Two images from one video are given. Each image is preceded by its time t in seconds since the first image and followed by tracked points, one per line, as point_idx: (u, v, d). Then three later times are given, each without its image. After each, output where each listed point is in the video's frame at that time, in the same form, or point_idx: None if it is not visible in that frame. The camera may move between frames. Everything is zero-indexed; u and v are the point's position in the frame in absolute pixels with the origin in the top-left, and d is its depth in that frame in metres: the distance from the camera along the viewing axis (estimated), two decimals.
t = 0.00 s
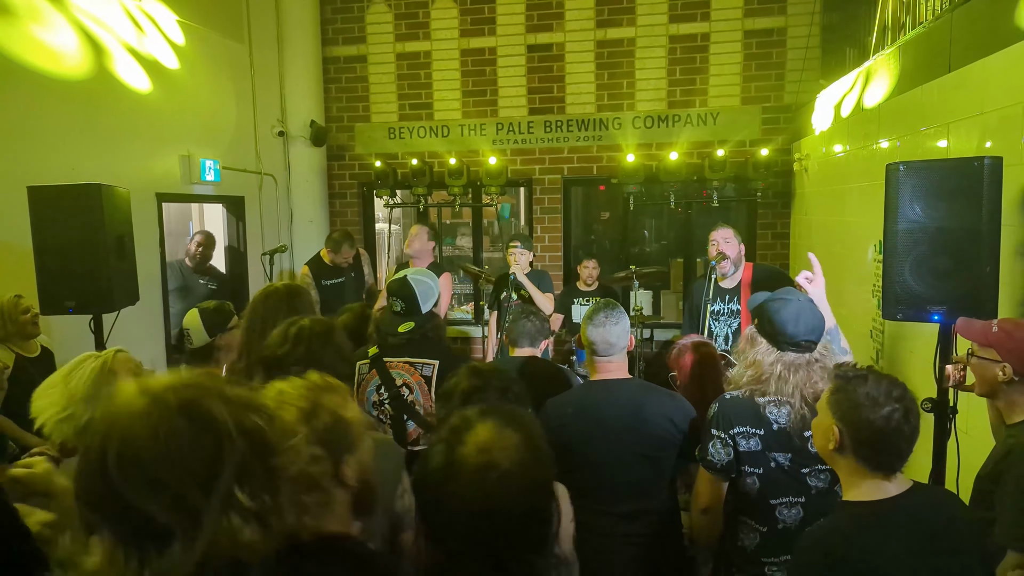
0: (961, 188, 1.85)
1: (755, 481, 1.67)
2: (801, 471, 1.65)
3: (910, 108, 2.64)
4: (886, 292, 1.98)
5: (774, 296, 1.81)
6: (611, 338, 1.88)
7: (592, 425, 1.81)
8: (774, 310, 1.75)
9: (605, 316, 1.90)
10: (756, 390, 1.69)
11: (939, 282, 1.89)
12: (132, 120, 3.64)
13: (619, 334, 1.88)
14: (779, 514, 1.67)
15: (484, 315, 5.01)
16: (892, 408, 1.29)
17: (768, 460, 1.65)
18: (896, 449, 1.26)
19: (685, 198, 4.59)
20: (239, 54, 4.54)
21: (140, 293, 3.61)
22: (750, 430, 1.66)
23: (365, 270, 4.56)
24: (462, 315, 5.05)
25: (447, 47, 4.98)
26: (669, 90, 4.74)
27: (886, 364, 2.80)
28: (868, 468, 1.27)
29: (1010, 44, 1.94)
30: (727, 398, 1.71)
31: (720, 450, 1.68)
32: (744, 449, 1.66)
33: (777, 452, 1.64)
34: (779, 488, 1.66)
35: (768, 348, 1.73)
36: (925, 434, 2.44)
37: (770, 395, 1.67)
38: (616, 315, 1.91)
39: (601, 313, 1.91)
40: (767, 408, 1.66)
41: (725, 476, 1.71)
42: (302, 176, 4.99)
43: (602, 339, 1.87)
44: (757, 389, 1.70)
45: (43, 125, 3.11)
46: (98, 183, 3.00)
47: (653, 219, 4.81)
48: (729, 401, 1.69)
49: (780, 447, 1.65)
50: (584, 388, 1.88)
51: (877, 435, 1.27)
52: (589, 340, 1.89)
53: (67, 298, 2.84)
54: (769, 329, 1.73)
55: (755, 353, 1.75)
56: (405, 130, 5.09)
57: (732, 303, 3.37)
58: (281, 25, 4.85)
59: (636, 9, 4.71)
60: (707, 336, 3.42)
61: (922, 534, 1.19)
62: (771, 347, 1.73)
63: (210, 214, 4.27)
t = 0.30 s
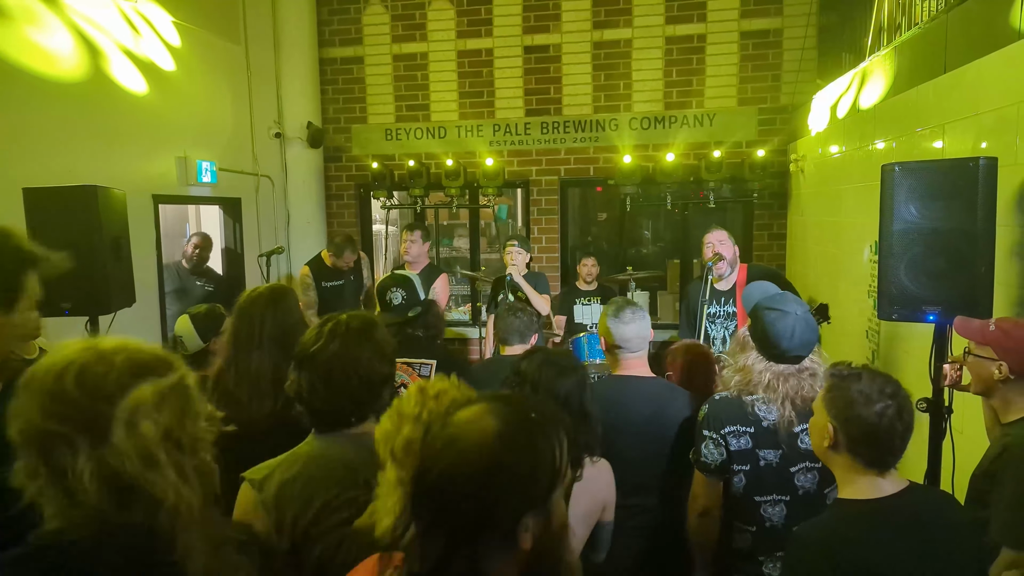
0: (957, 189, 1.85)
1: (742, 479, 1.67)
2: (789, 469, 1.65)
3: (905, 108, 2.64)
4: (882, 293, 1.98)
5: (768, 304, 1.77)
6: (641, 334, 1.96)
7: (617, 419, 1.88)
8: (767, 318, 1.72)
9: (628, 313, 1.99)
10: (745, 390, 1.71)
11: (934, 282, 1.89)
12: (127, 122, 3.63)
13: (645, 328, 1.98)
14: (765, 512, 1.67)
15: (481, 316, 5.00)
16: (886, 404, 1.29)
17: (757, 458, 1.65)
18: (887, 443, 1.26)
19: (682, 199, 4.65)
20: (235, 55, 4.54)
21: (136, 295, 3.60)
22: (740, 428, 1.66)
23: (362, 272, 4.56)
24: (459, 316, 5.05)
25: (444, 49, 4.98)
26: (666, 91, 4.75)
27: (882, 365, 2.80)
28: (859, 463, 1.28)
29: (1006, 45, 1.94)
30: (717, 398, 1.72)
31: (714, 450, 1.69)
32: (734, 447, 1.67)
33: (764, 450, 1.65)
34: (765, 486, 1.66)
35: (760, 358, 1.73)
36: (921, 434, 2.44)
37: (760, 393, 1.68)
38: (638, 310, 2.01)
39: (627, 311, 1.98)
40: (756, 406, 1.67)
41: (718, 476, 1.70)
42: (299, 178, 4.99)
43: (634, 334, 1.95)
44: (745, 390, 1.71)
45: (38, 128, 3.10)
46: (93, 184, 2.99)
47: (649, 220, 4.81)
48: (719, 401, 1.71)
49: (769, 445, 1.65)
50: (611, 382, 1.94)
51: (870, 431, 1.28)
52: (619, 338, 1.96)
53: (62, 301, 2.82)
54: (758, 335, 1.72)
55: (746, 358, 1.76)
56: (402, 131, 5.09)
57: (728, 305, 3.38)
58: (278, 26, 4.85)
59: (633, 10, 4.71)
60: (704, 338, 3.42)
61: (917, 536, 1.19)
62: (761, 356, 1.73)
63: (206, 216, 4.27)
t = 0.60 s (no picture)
0: (955, 187, 1.84)
1: (737, 469, 1.67)
2: (785, 464, 1.64)
3: (904, 106, 2.63)
4: (879, 291, 1.98)
5: (757, 293, 1.81)
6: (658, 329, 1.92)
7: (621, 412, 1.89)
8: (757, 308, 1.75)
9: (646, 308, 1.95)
10: (744, 380, 1.69)
11: (931, 281, 1.88)
12: (124, 119, 3.62)
13: (661, 323, 1.94)
14: (756, 504, 1.67)
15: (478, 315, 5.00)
16: (861, 403, 1.27)
17: (752, 450, 1.65)
18: (862, 443, 1.25)
19: (679, 197, 4.69)
20: (233, 52, 4.52)
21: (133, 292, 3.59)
22: (735, 419, 1.65)
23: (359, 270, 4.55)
24: (456, 315, 5.05)
25: (441, 47, 4.96)
26: (664, 89, 4.73)
27: (879, 364, 2.79)
28: (836, 461, 1.27)
29: (1005, 42, 1.93)
30: (715, 390, 1.70)
31: (709, 441, 1.67)
32: (731, 439, 1.65)
33: (759, 442, 1.64)
34: (759, 477, 1.66)
35: (756, 344, 1.73)
36: (918, 433, 2.44)
37: (758, 385, 1.67)
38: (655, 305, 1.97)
39: (644, 303, 1.95)
40: (754, 398, 1.65)
41: (712, 467, 1.70)
42: (297, 176, 4.97)
43: (651, 327, 1.91)
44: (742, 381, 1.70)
45: (34, 126, 3.08)
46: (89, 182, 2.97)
47: (647, 218, 4.81)
48: (717, 394, 1.69)
49: (765, 438, 1.64)
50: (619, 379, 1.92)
51: (842, 429, 1.27)
52: (636, 330, 1.91)
53: (59, 298, 2.81)
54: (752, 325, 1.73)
55: (742, 348, 1.75)
56: (399, 129, 5.07)
57: (726, 303, 3.37)
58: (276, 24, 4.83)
59: (631, 9, 4.70)
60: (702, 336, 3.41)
61: (914, 535, 1.18)
62: (758, 341, 1.73)
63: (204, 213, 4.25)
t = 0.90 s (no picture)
0: (955, 184, 1.84)
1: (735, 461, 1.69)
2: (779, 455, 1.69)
3: (905, 102, 2.63)
4: (879, 287, 1.98)
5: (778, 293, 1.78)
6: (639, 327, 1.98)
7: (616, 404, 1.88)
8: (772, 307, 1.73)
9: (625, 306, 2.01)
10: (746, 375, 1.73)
11: (931, 277, 1.89)
12: (124, 115, 3.62)
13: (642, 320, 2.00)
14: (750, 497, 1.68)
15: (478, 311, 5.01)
16: (835, 404, 1.32)
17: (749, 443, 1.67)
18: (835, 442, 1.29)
19: (679, 194, 4.70)
20: (232, 48, 4.51)
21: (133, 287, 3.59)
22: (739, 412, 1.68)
23: (358, 266, 4.55)
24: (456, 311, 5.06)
25: (441, 43, 4.96)
26: (664, 86, 4.73)
27: (879, 361, 2.80)
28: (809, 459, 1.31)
29: (1006, 39, 1.93)
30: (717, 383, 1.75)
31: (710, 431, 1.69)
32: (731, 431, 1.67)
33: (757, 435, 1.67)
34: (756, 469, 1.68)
35: (764, 344, 1.75)
36: (917, 429, 2.44)
37: (760, 379, 1.71)
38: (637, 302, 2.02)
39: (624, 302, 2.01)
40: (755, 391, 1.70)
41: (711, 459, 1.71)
42: (297, 172, 4.98)
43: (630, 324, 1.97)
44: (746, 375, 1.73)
45: (33, 122, 3.08)
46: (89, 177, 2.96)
47: (647, 215, 4.81)
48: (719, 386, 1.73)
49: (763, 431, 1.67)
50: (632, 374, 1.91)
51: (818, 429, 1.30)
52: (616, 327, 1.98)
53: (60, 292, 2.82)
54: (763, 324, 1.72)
55: (749, 345, 1.78)
56: (399, 125, 5.07)
57: (725, 299, 3.38)
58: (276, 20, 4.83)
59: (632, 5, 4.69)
60: (701, 332, 3.42)
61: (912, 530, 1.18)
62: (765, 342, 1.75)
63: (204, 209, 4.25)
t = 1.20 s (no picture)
0: (956, 181, 1.84)
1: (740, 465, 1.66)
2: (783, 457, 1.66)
3: (906, 99, 2.62)
4: (880, 285, 1.98)
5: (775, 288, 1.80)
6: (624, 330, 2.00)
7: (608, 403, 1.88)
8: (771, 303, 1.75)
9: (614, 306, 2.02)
10: (751, 377, 1.72)
11: (931, 275, 1.88)
12: (123, 111, 3.61)
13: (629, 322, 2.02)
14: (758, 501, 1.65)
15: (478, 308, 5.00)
16: (820, 401, 1.31)
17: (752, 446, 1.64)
18: (821, 439, 1.28)
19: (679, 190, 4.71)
20: (231, 44, 4.49)
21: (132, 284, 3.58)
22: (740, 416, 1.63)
23: (358, 263, 4.54)
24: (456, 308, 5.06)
25: (441, 39, 4.94)
26: (664, 82, 4.72)
27: (879, 358, 2.80)
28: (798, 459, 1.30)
29: (1006, 36, 1.93)
30: (719, 386, 1.71)
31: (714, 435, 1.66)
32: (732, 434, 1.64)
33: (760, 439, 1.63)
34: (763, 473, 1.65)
35: (766, 340, 1.76)
36: (918, 427, 2.44)
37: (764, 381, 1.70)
38: (626, 303, 2.04)
39: (614, 303, 2.02)
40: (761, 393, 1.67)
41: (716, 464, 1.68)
42: (297, 169, 4.96)
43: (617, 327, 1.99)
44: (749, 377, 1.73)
45: (32, 119, 3.07)
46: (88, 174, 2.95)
47: (647, 212, 4.81)
48: (721, 390, 1.69)
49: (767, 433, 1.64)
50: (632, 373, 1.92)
51: (803, 427, 1.30)
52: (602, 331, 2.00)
53: (58, 290, 2.81)
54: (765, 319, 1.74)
55: (751, 344, 1.78)
56: (399, 122, 5.06)
57: (726, 297, 3.37)
58: (275, 16, 4.81)
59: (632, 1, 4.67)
60: (702, 330, 3.42)
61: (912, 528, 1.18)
62: (767, 338, 1.76)
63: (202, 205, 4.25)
